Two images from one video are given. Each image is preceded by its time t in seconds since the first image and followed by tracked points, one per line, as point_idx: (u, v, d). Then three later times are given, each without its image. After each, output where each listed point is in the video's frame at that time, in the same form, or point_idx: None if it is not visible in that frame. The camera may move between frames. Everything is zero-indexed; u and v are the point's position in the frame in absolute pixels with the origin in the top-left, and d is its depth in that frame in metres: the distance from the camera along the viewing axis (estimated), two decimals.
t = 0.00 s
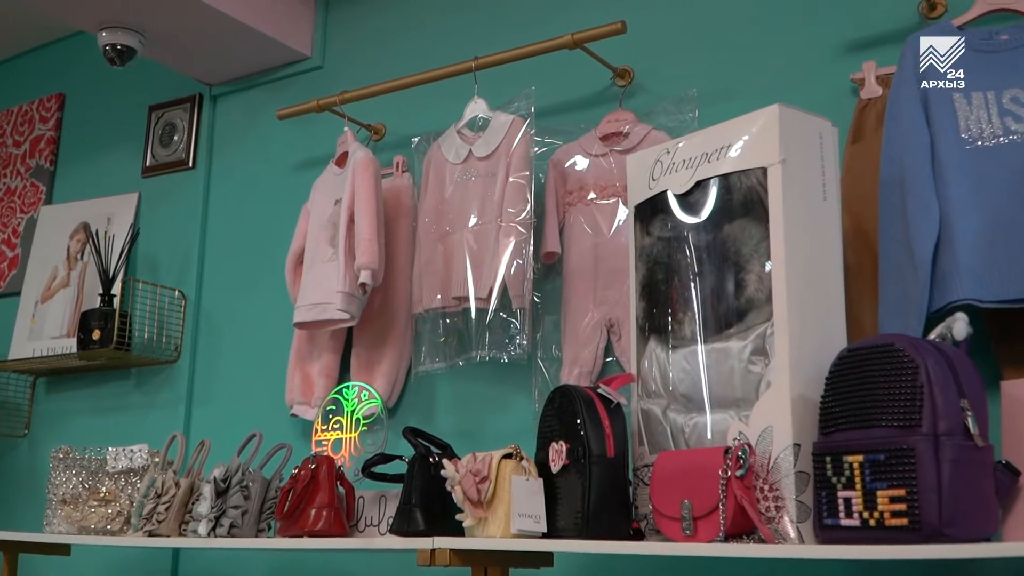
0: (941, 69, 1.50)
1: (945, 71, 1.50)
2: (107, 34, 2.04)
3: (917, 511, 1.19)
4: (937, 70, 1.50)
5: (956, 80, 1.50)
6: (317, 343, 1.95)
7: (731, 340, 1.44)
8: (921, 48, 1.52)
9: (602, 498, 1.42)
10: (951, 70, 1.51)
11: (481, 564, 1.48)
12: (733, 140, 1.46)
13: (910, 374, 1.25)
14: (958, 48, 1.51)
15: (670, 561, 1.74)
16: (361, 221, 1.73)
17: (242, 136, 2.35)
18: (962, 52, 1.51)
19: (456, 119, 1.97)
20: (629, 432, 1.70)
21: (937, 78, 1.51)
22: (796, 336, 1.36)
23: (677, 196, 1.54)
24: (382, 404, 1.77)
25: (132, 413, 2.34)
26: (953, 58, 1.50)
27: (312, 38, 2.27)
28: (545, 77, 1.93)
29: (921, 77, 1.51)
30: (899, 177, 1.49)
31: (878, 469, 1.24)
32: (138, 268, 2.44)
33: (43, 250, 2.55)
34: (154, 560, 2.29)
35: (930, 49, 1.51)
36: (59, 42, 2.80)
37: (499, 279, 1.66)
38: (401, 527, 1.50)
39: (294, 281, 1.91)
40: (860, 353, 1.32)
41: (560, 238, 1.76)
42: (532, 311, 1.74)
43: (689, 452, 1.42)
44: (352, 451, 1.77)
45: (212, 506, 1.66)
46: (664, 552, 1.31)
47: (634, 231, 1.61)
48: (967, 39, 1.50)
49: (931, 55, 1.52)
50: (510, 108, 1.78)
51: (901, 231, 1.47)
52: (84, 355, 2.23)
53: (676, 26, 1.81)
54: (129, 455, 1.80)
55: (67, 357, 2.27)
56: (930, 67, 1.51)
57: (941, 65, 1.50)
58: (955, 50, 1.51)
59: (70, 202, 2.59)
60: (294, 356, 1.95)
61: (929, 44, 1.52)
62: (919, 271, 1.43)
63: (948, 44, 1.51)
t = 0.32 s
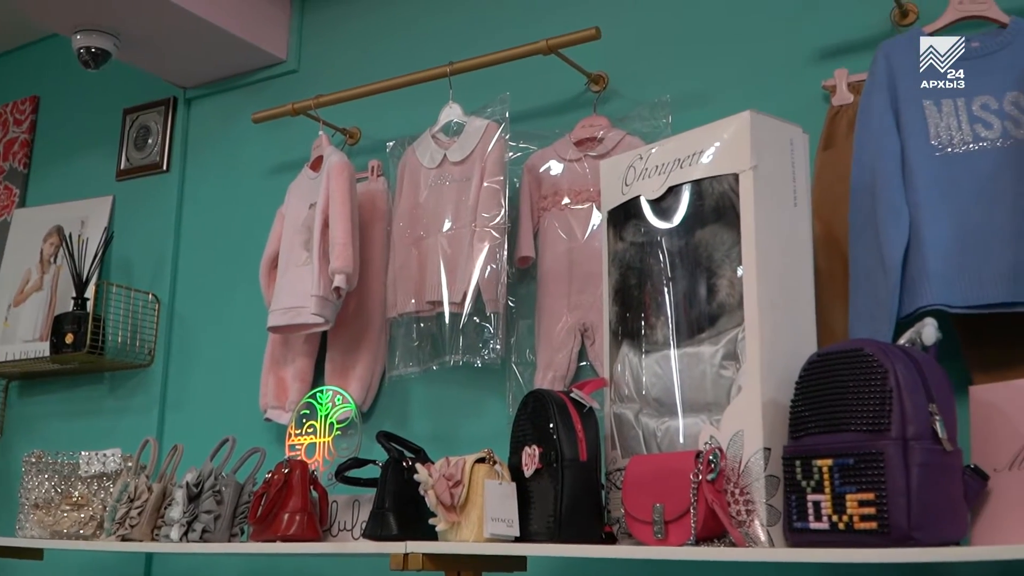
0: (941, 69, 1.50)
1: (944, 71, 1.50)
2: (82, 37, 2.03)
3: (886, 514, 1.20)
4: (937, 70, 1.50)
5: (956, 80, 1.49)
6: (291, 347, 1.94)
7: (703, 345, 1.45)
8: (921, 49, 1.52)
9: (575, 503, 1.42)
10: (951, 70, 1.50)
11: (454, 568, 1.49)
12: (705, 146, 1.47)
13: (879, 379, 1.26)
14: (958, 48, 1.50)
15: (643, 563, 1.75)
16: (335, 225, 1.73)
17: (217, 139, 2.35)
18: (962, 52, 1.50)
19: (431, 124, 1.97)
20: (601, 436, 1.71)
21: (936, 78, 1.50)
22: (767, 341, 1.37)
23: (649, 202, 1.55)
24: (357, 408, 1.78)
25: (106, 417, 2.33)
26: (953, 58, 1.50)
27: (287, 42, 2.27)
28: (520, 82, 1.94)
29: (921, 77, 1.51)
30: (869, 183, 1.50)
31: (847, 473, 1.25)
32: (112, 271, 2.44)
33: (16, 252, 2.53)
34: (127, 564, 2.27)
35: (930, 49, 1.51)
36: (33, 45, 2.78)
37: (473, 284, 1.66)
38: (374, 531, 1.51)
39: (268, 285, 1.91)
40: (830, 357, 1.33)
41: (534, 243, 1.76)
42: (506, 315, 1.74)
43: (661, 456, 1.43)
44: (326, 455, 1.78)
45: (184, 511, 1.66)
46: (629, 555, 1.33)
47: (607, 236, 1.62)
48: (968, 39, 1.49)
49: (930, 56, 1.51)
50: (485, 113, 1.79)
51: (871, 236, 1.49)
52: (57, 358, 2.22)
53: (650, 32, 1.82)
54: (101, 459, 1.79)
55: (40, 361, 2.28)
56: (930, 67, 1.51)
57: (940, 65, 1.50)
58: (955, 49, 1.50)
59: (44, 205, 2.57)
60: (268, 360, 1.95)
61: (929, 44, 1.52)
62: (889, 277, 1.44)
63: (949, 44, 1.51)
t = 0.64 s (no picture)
0: (941, 69, 1.50)
1: (944, 72, 1.50)
2: (52, 40, 2.01)
3: (851, 518, 1.22)
4: (937, 70, 1.50)
5: (957, 80, 1.50)
6: (261, 352, 1.94)
7: (671, 350, 1.46)
8: (920, 48, 1.52)
9: (543, 508, 1.43)
10: (951, 70, 1.50)
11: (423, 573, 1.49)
12: (673, 153, 1.48)
13: (844, 384, 1.27)
14: (958, 48, 1.50)
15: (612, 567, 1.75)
16: (305, 230, 1.72)
17: (188, 143, 2.34)
18: (962, 51, 1.50)
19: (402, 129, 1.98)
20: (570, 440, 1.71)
21: (936, 78, 1.50)
22: (734, 346, 1.38)
23: (618, 208, 1.55)
24: (325, 413, 1.78)
25: (75, 422, 2.32)
26: (954, 58, 1.50)
27: (258, 46, 2.27)
28: (490, 87, 1.94)
29: (921, 77, 1.51)
30: (836, 189, 1.51)
31: (812, 477, 1.26)
32: (81, 274, 2.42)
33: None
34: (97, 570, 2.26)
35: (930, 49, 1.51)
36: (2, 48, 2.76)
37: (443, 289, 1.67)
38: (343, 535, 1.51)
39: (237, 290, 1.90)
40: (796, 363, 1.34)
41: (505, 248, 1.77)
42: (476, 320, 1.74)
43: (628, 460, 1.44)
44: (295, 460, 1.78)
45: (152, 516, 1.67)
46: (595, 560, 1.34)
47: (577, 242, 1.62)
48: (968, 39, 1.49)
49: (931, 56, 1.51)
50: (455, 118, 1.79)
51: (837, 242, 1.50)
52: (24, 362, 2.20)
53: (618, 39, 1.83)
54: (70, 464, 1.79)
55: (8, 364, 2.25)
56: (930, 67, 1.51)
57: (941, 65, 1.50)
58: (955, 49, 1.50)
59: (12, 208, 2.55)
60: (238, 365, 1.95)
61: (928, 44, 1.51)
62: (855, 283, 1.46)
63: (949, 44, 1.51)
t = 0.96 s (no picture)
0: (940, 69, 1.50)
1: (944, 71, 1.50)
2: (18, 42, 2.00)
3: (812, 523, 1.23)
4: (937, 70, 1.50)
5: (956, 80, 1.49)
6: (227, 357, 1.93)
7: (637, 355, 1.47)
8: (921, 48, 1.52)
9: (509, 512, 1.43)
10: (951, 70, 1.50)
11: None
12: (640, 159, 1.49)
13: (806, 390, 1.28)
14: (959, 48, 1.50)
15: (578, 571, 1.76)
16: (272, 234, 1.72)
17: (155, 146, 2.33)
18: (962, 51, 1.50)
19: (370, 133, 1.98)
20: (536, 445, 1.72)
21: (936, 78, 1.50)
22: (698, 352, 1.39)
23: (585, 214, 1.56)
24: (292, 418, 1.77)
25: (39, 426, 2.30)
26: (954, 58, 1.49)
27: (226, 49, 2.26)
28: (458, 93, 1.95)
29: (922, 77, 1.52)
30: (800, 196, 1.53)
31: (774, 482, 1.27)
32: (46, 278, 2.40)
33: None
34: None
35: (930, 48, 1.51)
36: None
37: (410, 293, 1.67)
38: (308, 541, 1.51)
39: (204, 294, 1.90)
40: (759, 368, 1.35)
41: (472, 253, 1.77)
42: (443, 325, 1.74)
43: (594, 465, 1.44)
44: (261, 465, 1.79)
45: (117, 522, 1.68)
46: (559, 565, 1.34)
47: (543, 247, 1.63)
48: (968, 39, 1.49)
49: (930, 56, 1.51)
50: (423, 123, 1.79)
51: (801, 249, 1.51)
52: None
53: (584, 45, 1.84)
54: (34, 469, 1.82)
55: None
56: (929, 67, 1.51)
57: (940, 65, 1.50)
58: (955, 49, 1.50)
59: None
60: (204, 369, 1.94)
61: (929, 44, 1.52)
62: (818, 290, 1.47)
63: (949, 45, 1.51)
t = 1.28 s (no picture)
0: (941, 68, 1.50)
1: (943, 69, 1.50)
2: None
3: (771, 527, 1.24)
4: (937, 70, 1.50)
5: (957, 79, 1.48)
6: (190, 361, 1.93)
7: (599, 360, 1.48)
8: (922, 48, 1.53)
9: (471, 516, 1.44)
10: (951, 70, 1.50)
11: None
12: (602, 165, 1.50)
13: (765, 395, 1.29)
14: (957, 50, 1.52)
15: None
16: (236, 238, 1.72)
17: (119, 149, 2.31)
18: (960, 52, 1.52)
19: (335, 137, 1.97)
20: (499, 450, 1.72)
21: (937, 77, 1.50)
22: (659, 358, 1.40)
23: (548, 219, 1.56)
24: (254, 422, 1.78)
25: None
26: (953, 59, 1.51)
27: (190, 52, 2.26)
28: (423, 97, 1.95)
29: (922, 76, 1.51)
30: (761, 203, 1.53)
31: (734, 486, 1.28)
32: (8, 282, 2.38)
33: None
34: None
35: (931, 48, 1.53)
36: None
37: (374, 298, 1.67)
38: (270, 546, 1.51)
39: (166, 298, 1.89)
40: (720, 374, 1.36)
41: (437, 257, 1.77)
42: (407, 330, 1.75)
43: (558, 470, 1.44)
44: (223, 470, 1.78)
45: (78, 526, 1.69)
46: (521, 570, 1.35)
47: (507, 252, 1.63)
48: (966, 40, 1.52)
49: (931, 55, 1.52)
50: (388, 127, 1.79)
51: (762, 255, 1.52)
52: None
53: (547, 51, 1.85)
54: None
55: None
56: (930, 65, 1.51)
57: (940, 63, 1.51)
58: (954, 51, 1.52)
59: None
60: (166, 374, 1.93)
61: (929, 44, 1.54)
62: (779, 296, 1.48)
63: (948, 45, 1.53)
